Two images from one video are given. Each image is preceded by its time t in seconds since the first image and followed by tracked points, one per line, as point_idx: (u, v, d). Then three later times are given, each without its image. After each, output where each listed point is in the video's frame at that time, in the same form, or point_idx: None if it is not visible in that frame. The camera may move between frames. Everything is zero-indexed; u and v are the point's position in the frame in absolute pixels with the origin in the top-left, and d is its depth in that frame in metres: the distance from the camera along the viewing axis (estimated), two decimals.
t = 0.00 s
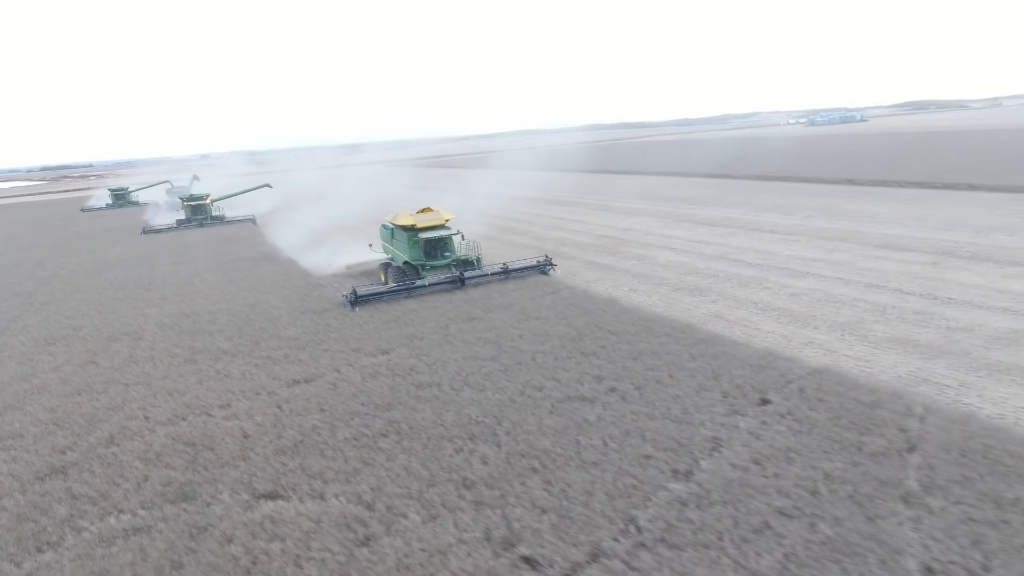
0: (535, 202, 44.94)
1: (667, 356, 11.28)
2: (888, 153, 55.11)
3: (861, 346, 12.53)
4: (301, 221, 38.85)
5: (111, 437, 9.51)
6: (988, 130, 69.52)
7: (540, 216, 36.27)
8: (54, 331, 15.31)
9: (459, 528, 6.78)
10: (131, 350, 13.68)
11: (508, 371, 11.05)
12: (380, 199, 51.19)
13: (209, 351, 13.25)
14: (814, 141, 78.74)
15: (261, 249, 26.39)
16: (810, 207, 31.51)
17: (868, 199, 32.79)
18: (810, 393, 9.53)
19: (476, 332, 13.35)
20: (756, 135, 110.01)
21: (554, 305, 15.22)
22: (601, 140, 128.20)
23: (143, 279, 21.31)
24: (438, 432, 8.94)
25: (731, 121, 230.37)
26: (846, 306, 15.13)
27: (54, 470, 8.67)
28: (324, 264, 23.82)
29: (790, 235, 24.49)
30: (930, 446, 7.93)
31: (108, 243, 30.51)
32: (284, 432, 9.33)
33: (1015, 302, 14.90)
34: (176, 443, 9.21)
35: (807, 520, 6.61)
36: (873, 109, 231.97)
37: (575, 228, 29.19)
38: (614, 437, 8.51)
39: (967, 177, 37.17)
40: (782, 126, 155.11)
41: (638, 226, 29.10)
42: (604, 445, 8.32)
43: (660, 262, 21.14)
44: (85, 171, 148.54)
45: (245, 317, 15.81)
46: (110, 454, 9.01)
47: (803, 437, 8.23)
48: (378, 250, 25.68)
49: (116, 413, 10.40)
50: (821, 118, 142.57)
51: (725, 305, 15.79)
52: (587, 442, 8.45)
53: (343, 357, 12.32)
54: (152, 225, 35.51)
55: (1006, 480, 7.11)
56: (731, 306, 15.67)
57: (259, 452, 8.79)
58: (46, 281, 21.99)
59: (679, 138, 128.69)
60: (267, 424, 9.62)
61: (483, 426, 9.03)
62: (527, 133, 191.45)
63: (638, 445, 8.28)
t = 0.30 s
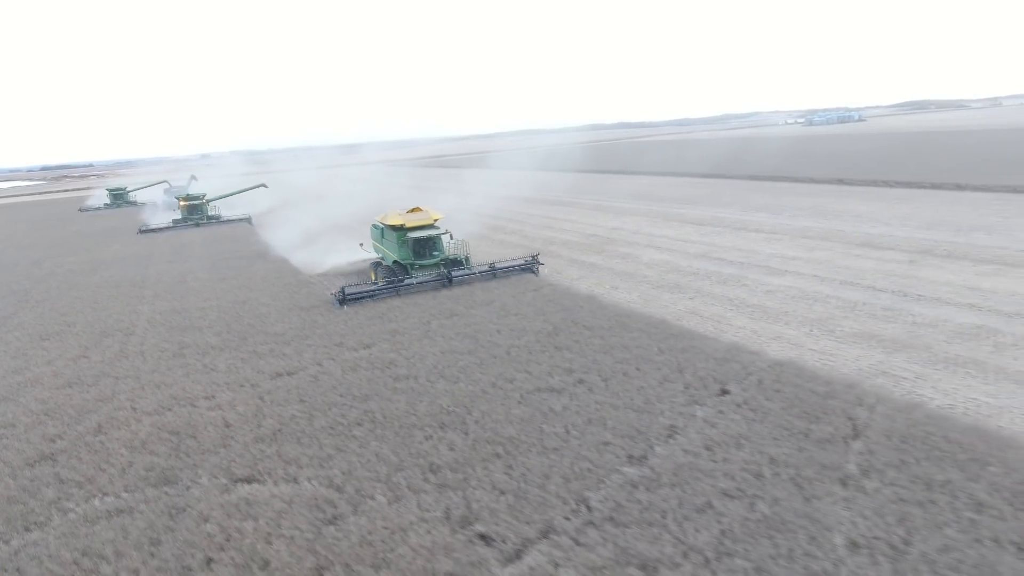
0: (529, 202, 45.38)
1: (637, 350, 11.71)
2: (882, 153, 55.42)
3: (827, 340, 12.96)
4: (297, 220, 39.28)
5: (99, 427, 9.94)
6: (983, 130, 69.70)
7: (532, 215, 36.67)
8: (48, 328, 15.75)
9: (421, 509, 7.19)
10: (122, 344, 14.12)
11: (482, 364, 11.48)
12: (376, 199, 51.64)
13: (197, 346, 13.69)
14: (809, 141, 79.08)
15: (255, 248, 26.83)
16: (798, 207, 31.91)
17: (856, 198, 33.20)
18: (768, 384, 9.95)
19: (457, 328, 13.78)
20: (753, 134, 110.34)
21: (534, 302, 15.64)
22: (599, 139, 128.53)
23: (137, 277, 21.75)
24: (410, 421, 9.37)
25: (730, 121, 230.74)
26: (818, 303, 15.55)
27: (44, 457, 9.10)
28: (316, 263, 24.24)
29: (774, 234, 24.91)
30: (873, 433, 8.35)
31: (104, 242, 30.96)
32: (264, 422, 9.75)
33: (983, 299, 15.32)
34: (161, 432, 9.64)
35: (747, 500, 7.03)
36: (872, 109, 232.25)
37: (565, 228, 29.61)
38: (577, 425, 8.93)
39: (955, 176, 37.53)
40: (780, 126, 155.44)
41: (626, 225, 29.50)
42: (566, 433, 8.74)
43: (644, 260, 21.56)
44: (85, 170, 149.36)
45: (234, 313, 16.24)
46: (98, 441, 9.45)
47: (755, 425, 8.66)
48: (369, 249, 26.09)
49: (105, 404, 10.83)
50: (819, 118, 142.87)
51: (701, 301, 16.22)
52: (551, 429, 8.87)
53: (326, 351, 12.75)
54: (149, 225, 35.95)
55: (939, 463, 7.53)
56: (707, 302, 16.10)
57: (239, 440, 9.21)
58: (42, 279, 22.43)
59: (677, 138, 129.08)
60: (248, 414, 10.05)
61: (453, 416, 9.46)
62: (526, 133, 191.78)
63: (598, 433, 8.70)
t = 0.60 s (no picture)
0: (523, 202, 45.79)
1: (608, 344, 12.13)
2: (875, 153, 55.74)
3: (795, 336, 13.38)
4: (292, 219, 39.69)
5: (88, 417, 10.37)
6: (977, 130, 70.05)
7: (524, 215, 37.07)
8: (42, 324, 16.17)
9: (387, 492, 7.62)
10: (113, 340, 14.55)
11: (458, 358, 11.90)
12: (372, 198, 52.06)
13: (185, 341, 14.12)
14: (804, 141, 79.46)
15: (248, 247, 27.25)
16: (786, 206, 32.28)
17: (844, 198, 33.59)
18: (729, 376, 10.38)
19: (438, 324, 14.20)
20: (750, 134, 110.77)
21: (516, 300, 16.05)
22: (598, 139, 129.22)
23: (131, 276, 22.17)
24: (384, 412, 9.79)
25: (729, 121, 231.06)
26: (792, 300, 15.96)
27: (34, 445, 9.53)
28: (308, 261, 24.64)
29: (758, 233, 25.32)
30: (822, 421, 8.77)
31: (101, 241, 31.40)
32: (245, 412, 10.17)
33: (952, 296, 15.73)
34: (146, 422, 10.06)
35: (694, 483, 7.45)
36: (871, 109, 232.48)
37: (556, 228, 30.01)
38: (542, 415, 9.35)
39: (943, 176, 37.87)
40: (778, 126, 155.79)
41: (615, 224, 29.89)
42: (532, 422, 9.15)
43: (628, 259, 21.97)
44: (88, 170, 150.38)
45: (223, 310, 16.66)
46: (87, 431, 9.88)
47: (710, 414, 9.07)
48: (360, 248, 26.49)
49: (94, 396, 11.26)
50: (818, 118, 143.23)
51: (679, 299, 16.64)
52: (517, 419, 9.29)
53: (310, 346, 13.19)
54: (146, 224, 36.39)
55: (879, 449, 7.94)
56: (685, 300, 16.52)
57: (220, 429, 9.63)
58: (38, 277, 22.88)
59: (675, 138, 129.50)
60: (231, 406, 10.47)
61: (426, 406, 9.88)
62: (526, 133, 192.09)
63: (562, 422, 9.11)
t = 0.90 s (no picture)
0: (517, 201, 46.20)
1: (582, 339, 12.53)
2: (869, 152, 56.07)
3: (766, 332, 13.78)
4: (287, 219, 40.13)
5: (77, 409, 10.78)
6: (971, 130, 70.42)
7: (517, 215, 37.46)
8: (37, 321, 16.60)
9: (357, 476, 8.03)
10: (105, 335, 14.99)
11: (437, 352, 12.32)
12: (368, 198, 52.49)
13: (175, 337, 14.54)
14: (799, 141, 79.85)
15: (242, 246, 27.69)
16: (774, 206, 32.69)
17: (831, 198, 33.99)
18: (693, 369, 10.78)
19: (420, 320, 14.63)
20: (748, 134, 111.13)
21: (498, 297, 16.47)
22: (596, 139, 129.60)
23: (125, 274, 22.61)
24: (361, 403, 10.20)
25: (728, 121, 231.36)
26: (767, 297, 16.39)
27: (24, 434, 9.94)
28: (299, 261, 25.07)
29: (743, 233, 25.75)
30: (776, 411, 9.17)
31: (98, 241, 31.86)
32: (228, 403, 10.59)
33: (922, 293, 16.14)
34: (133, 413, 10.49)
35: (647, 469, 7.85)
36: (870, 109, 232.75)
37: (546, 228, 30.43)
38: (511, 406, 9.76)
39: (931, 176, 38.21)
40: (777, 125, 156.11)
41: (605, 224, 30.29)
42: (500, 412, 9.56)
43: (613, 258, 22.39)
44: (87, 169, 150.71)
45: (214, 307, 17.10)
46: (75, 421, 10.29)
47: (671, 405, 9.47)
48: (352, 248, 26.89)
49: (84, 388, 11.68)
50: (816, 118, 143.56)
51: (659, 296, 17.06)
52: (486, 409, 9.70)
53: (294, 341, 13.61)
54: (142, 224, 36.84)
55: (825, 437, 8.33)
56: (664, 297, 16.94)
57: (203, 419, 10.05)
58: (35, 275, 23.32)
59: (673, 138, 129.77)
60: (215, 397, 10.89)
61: (401, 398, 10.30)
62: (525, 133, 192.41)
63: (529, 412, 9.52)
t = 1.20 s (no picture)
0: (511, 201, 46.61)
1: (557, 334, 12.96)
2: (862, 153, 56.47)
3: (739, 328, 14.21)
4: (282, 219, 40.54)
5: (67, 401, 11.21)
6: (966, 130, 70.83)
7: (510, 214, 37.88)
8: (31, 317, 17.02)
9: (330, 463, 8.44)
10: (97, 331, 15.42)
11: (417, 347, 12.74)
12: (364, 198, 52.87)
13: (165, 333, 14.96)
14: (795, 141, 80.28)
15: (236, 246, 28.12)
16: (763, 206, 33.11)
17: (820, 199, 34.40)
18: (661, 363, 11.21)
19: (404, 317, 15.05)
20: (745, 134, 111.56)
21: (482, 295, 16.89)
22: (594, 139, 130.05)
23: (119, 273, 23.02)
24: (339, 395, 10.62)
25: (727, 121, 231.73)
26: (743, 295, 16.82)
27: (16, 425, 10.36)
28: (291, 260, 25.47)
29: (729, 232, 26.18)
30: (734, 402, 9.59)
31: (94, 240, 32.29)
32: (212, 396, 11.01)
33: (895, 291, 16.57)
34: (121, 405, 10.91)
35: (605, 455, 8.25)
36: (869, 108, 233.31)
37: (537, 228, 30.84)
38: (483, 397, 10.18)
39: (920, 176, 38.62)
40: (775, 125, 156.48)
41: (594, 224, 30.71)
42: (472, 403, 9.98)
43: (599, 257, 22.82)
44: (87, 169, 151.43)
45: (204, 304, 17.52)
46: (65, 412, 10.71)
47: (635, 396, 9.90)
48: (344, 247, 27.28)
49: (75, 382, 12.10)
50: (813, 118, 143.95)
51: (639, 294, 17.48)
52: (459, 400, 10.12)
53: (280, 337, 14.03)
54: (139, 224, 37.26)
55: (777, 427, 8.74)
56: (644, 295, 17.37)
57: (188, 410, 10.47)
58: (31, 274, 23.75)
59: (671, 139, 130.28)
60: (200, 390, 11.30)
61: (378, 390, 10.72)
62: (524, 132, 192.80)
63: (499, 403, 9.95)
